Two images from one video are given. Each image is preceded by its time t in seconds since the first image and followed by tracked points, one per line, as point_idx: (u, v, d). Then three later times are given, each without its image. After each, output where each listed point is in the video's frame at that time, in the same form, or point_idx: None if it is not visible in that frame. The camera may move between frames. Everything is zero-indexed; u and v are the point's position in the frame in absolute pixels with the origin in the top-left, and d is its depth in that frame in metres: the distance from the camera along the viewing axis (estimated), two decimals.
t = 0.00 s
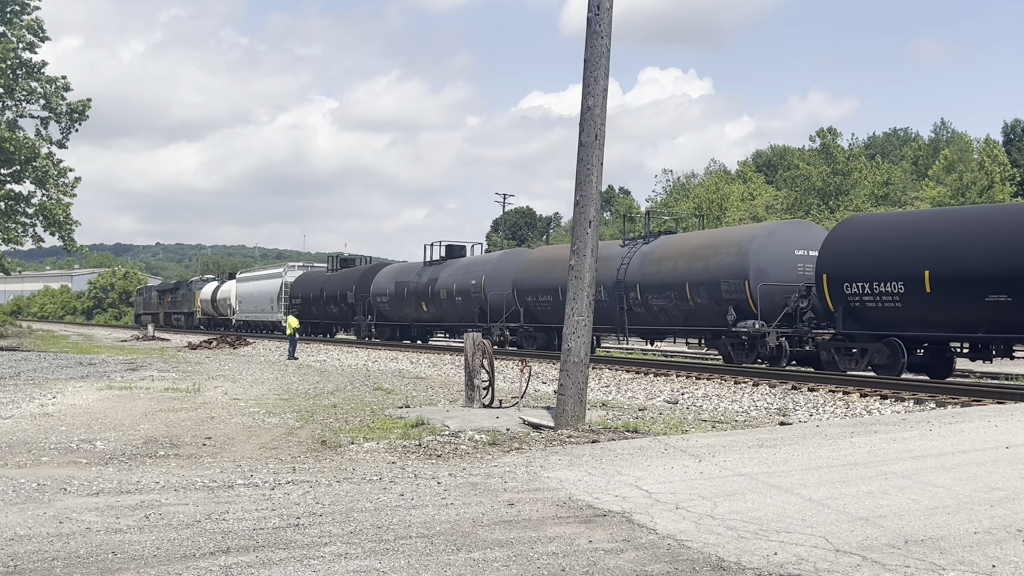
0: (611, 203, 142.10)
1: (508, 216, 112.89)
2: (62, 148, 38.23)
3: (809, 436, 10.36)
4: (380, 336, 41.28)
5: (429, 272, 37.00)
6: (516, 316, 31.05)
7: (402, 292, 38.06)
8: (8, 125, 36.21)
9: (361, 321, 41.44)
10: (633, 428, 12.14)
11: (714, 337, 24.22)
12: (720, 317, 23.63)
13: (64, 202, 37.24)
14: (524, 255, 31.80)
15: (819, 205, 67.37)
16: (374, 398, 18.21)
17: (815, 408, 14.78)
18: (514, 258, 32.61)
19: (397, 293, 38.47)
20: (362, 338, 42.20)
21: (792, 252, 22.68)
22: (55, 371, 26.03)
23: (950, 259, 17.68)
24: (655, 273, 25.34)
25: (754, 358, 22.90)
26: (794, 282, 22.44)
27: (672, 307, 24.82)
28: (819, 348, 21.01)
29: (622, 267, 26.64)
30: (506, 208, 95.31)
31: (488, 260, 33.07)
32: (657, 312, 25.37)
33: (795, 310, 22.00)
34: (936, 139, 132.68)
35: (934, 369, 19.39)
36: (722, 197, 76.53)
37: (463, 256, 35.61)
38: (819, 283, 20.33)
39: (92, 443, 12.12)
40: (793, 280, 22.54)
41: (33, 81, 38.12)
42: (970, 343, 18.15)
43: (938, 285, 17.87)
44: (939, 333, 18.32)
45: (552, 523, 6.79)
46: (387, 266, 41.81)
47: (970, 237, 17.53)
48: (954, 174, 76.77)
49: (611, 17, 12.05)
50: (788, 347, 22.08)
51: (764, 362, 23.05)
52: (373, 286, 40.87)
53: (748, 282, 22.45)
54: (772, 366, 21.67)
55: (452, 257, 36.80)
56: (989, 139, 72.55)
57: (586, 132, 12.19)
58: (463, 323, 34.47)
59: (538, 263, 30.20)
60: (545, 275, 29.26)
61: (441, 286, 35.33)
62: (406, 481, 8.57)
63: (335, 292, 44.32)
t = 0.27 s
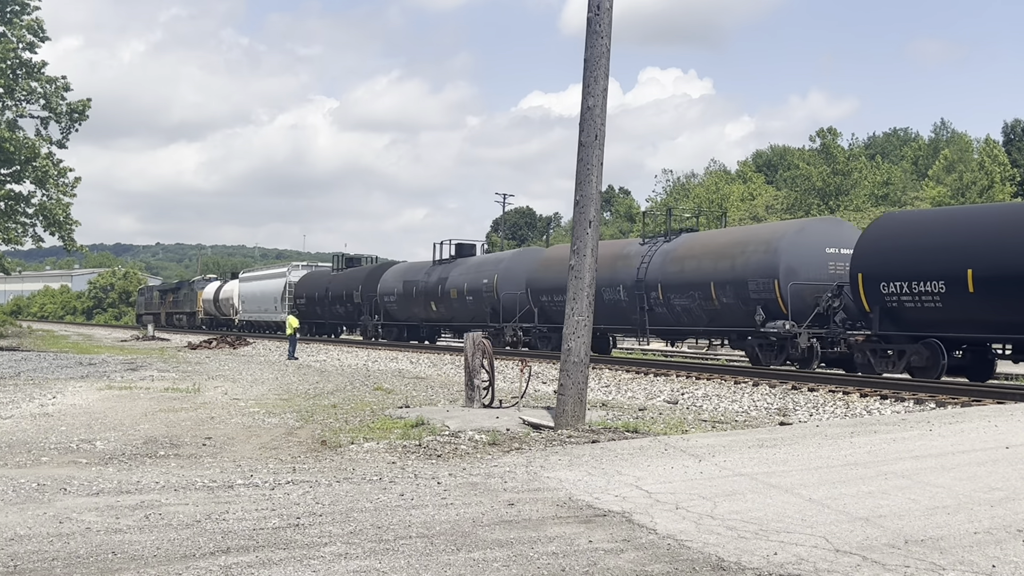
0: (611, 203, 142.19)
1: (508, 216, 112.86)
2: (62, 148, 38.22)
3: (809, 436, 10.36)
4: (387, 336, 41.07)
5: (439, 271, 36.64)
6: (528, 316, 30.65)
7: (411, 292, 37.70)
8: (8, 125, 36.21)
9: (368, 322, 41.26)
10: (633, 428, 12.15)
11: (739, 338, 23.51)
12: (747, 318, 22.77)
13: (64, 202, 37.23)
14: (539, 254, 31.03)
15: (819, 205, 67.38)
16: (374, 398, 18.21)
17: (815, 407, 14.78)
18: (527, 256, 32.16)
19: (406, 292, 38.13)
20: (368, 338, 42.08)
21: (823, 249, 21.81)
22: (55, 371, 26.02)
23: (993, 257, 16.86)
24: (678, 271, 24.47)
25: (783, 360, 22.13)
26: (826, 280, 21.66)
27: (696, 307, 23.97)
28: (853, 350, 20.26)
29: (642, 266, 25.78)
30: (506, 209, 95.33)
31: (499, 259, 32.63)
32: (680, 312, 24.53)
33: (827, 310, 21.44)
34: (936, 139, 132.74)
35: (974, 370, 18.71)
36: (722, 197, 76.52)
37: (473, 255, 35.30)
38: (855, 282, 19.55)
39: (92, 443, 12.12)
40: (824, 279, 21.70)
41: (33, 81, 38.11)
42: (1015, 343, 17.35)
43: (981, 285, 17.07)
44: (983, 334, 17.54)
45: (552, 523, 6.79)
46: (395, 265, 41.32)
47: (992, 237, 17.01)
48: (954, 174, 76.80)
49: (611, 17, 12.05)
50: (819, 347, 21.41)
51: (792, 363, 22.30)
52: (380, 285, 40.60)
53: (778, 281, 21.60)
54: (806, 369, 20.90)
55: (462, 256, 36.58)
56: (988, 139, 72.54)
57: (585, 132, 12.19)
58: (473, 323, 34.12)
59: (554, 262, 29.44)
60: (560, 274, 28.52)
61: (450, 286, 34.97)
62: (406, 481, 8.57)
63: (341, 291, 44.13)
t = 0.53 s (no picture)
0: (611, 203, 142.29)
1: (508, 216, 112.79)
2: (62, 148, 38.22)
3: (809, 436, 10.36)
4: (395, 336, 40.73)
5: (449, 270, 36.22)
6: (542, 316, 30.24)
7: (420, 292, 37.29)
8: (8, 125, 36.22)
9: (374, 322, 40.93)
10: (633, 428, 12.15)
11: (766, 339, 22.94)
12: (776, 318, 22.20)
13: (63, 202, 37.24)
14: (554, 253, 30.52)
15: (819, 205, 67.40)
16: (374, 398, 18.21)
17: (815, 407, 14.78)
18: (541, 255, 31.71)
19: (416, 292, 37.73)
20: (374, 338, 41.79)
21: (856, 248, 21.25)
22: (55, 371, 26.03)
23: None
24: (702, 270, 23.94)
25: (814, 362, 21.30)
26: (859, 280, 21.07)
27: (721, 307, 23.41)
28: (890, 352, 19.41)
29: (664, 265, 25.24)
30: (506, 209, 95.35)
31: (511, 258, 32.18)
32: (704, 313, 23.98)
33: (860, 310, 20.88)
34: (937, 139, 132.79)
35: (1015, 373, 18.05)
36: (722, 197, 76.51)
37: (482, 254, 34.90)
38: (891, 280, 18.75)
39: (93, 443, 12.13)
40: (857, 278, 21.14)
41: (33, 81, 38.11)
42: None
43: None
44: None
45: (551, 523, 6.79)
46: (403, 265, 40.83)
47: (983, 237, 17.16)
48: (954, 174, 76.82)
49: (611, 17, 12.05)
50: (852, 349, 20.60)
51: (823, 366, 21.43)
52: (387, 284, 40.24)
53: (809, 280, 21.03)
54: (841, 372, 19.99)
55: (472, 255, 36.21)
56: (988, 139, 72.44)
57: (585, 132, 12.19)
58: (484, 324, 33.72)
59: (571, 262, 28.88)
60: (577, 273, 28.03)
61: (461, 285, 34.53)
62: (406, 481, 8.57)
63: (347, 291, 43.81)
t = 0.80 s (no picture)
0: (610, 203, 142.29)
1: (508, 216, 112.74)
2: (62, 148, 38.21)
3: (809, 436, 10.36)
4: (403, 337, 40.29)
5: (460, 269, 35.76)
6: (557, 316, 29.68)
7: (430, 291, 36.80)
8: (8, 125, 36.23)
9: (382, 322, 40.56)
10: (633, 428, 12.15)
11: (796, 340, 22.10)
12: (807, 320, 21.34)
13: (64, 202, 37.24)
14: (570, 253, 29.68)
15: (819, 205, 67.44)
16: (373, 398, 18.22)
17: (814, 407, 14.79)
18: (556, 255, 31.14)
19: (426, 292, 37.27)
20: (381, 338, 41.43)
21: (892, 246, 20.35)
22: (55, 371, 26.04)
23: None
24: (728, 269, 23.12)
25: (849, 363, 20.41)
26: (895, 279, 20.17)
27: (748, 307, 22.58)
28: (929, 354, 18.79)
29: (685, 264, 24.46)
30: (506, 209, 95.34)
31: (525, 257, 31.61)
32: (729, 312, 23.19)
33: (896, 310, 19.97)
34: (937, 139, 132.83)
35: None
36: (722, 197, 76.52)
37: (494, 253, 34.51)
38: (932, 279, 18.11)
39: (92, 443, 12.13)
40: (893, 277, 20.20)
41: (33, 81, 38.11)
42: None
43: None
44: None
45: (551, 523, 6.80)
46: (412, 265, 40.27)
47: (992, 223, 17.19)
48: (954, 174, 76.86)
49: (611, 17, 12.05)
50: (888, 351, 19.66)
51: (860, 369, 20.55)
52: (396, 284, 39.90)
53: (843, 279, 20.14)
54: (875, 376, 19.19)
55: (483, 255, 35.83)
56: (988, 139, 72.41)
57: (585, 132, 12.19)
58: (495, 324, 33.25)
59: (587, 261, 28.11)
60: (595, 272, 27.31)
61: (471, 285, 34.05)
62: (406, 481, 8.57)
63: (354, 291, 43.44)
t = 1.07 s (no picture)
0: (610, 204, 142.33)
1: (508, 216, 112.73)
2: (62, 148, 38.20)
3: (809, 436, 10.36)
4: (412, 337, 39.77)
5: (473, 269, 35.13)
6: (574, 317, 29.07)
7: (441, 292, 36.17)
8: (8, 125, 36.23)
9: (390, 322, 40.07)
10: (634, 428, 12.15)
11: (827, 341, 21.57)
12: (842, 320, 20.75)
13: (63, 202, 37.24)
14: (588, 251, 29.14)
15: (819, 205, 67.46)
16: (373, 398, 18.22)
17: (815, 407, 14.79)
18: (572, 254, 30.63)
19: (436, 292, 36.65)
20: (389, 338, 40.98)
21: (930, 245, 19.72)
22: (55, 371, 26.03)
23: None
24: (757, 269, 22.57)
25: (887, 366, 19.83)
26: (934, 278, 19.53)
27: (777, 307, 22.06)
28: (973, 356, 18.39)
29: (712, 264, 23.99)
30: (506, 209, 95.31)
31: (539, 256, 30.93)
32: (757, 313, 22.71)
33: (935, 311, 19.35)
34: (937, 139, 132.88)
35: None
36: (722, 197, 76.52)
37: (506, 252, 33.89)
38: (976, 277, 17.77)
39: (93, 443, 12.13)
40: (931, 276, 19.56)
41: (33, 81, 38.11)
42: None
43: None
44: None
45: (551, 523, 6.80)
46: (421, 265, 39.66)
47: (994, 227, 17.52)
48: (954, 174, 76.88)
49: (611, 17, 12.05)
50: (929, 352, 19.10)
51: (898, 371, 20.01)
52: (404, 284, 39.25)
53: (880, 279, 19.52)
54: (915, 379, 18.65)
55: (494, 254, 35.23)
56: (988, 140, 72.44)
57: (585, 132, 12.20)
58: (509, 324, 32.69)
59: (607, 260, 27.65)
60: (617, 273, 26.88)
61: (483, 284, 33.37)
62: (406, 481, 8.57)
63: (361, 291, 42.88)
